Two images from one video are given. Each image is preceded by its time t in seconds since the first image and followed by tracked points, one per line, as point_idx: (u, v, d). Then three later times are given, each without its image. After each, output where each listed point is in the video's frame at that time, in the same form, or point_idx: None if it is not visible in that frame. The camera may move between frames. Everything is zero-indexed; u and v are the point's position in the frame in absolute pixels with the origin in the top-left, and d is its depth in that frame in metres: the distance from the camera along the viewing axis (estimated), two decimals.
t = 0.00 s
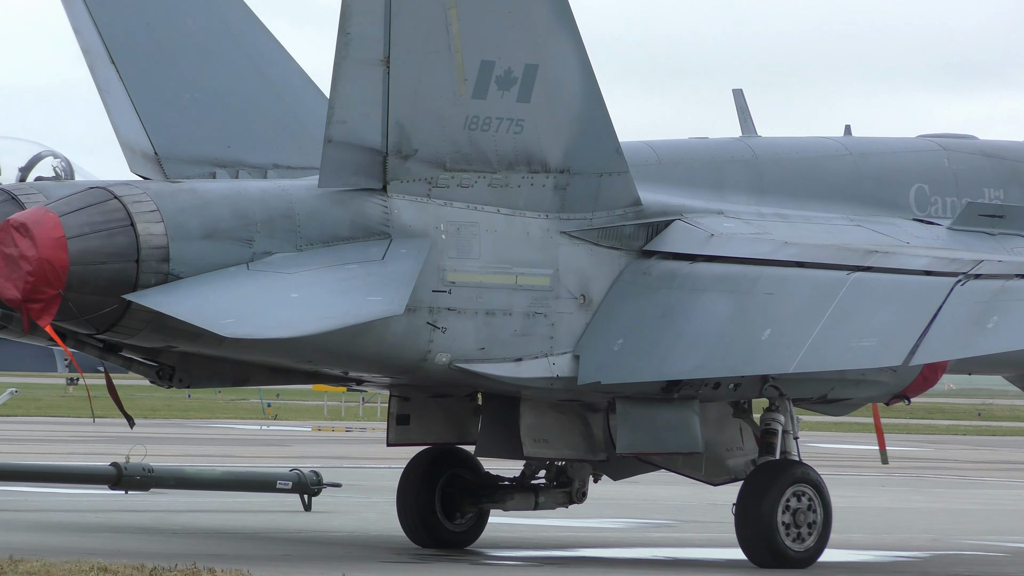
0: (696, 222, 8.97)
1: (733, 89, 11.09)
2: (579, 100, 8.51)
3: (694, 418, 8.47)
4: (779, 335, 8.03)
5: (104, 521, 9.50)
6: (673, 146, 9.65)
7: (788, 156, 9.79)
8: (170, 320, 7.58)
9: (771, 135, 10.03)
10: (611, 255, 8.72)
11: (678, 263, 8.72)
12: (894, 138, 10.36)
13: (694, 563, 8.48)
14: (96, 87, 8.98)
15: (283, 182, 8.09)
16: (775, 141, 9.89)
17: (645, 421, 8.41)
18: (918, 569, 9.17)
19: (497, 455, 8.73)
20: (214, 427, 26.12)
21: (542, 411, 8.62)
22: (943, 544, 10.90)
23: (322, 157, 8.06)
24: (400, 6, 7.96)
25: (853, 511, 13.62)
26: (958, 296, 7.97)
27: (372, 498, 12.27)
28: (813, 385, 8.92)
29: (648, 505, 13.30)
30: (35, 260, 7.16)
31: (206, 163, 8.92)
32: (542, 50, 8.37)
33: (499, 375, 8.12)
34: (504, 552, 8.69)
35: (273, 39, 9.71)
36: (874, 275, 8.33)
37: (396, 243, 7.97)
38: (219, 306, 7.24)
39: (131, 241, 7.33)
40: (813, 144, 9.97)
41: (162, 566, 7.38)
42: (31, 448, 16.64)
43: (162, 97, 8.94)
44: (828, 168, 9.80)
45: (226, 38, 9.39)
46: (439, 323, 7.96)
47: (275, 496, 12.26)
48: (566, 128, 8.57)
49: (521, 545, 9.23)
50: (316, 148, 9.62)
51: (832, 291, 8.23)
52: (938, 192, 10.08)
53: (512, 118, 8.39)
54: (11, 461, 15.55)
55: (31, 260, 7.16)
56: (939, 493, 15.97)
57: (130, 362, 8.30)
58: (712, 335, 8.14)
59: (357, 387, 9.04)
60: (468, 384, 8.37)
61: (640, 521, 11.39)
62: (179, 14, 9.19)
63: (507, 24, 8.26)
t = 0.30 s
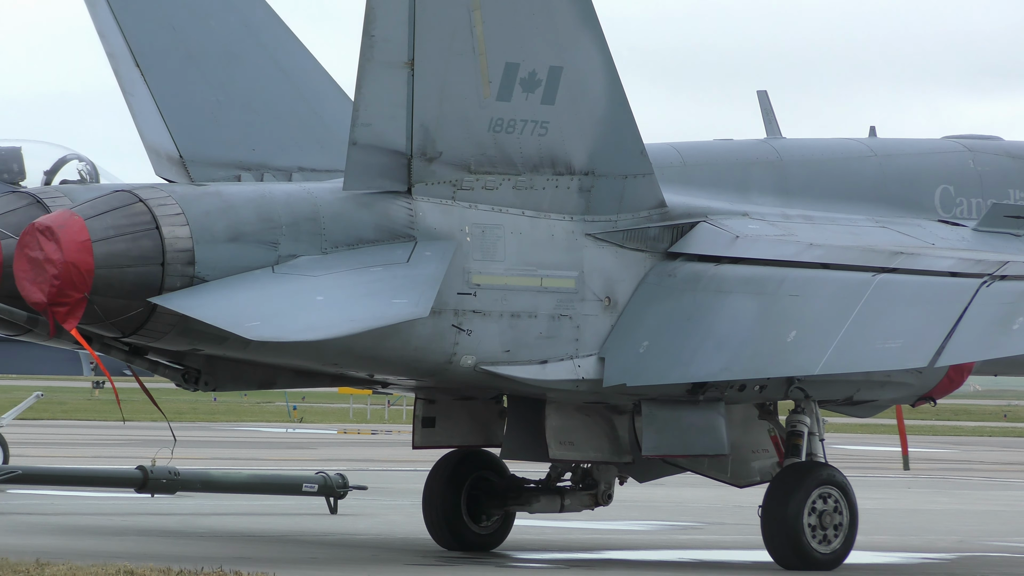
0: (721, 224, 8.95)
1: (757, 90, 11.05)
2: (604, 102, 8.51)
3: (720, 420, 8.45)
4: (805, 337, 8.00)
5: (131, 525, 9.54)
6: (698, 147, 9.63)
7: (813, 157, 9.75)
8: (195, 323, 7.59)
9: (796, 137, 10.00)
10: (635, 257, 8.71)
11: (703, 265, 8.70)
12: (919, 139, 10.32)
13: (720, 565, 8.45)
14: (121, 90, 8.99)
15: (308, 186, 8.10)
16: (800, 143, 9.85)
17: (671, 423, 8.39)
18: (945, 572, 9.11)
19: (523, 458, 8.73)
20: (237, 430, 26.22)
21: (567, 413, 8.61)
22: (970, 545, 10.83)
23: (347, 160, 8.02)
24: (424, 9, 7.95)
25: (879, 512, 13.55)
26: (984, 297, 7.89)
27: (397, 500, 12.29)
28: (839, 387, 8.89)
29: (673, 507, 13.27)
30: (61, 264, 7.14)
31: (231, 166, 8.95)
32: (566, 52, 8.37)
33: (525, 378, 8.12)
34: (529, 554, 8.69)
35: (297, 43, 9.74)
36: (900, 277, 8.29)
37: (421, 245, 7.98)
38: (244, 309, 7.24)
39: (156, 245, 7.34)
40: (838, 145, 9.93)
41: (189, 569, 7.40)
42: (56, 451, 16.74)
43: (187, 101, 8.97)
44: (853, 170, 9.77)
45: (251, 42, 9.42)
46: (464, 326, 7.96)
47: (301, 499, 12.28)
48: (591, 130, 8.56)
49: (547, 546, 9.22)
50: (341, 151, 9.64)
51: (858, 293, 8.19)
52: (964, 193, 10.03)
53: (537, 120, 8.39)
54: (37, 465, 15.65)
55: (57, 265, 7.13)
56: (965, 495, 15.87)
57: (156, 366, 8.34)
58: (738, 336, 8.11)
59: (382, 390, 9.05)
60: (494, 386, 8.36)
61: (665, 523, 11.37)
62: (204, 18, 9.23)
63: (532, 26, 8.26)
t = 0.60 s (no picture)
0: (748, 225, 8.92)
1: (784, 91, 11.01)
2: (631, 103, 8.49)
3: (748, 421, 8.43)
4: (832, 337, 7.96)
5: (159, 527, 9.59)
6: (725, 148, 9.60)
7: (840, 157, 9.71)
8: (222, 325, 7.62)
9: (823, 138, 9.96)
10: (662, 258, 8.71)
11: (730, 266, 8.68)
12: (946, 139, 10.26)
13: (748, 567, 8.41)
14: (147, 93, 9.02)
15: (335, 188, 8.12)
16: (827, 143, 9.81)
17: (699, 425, 8.37)
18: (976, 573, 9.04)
19: (551, 459, 8.73)
20: (263, 432, 26.36)
21: (595, 414, 8.61)
22: (1002, 546, 10.74)
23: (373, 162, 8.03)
24: (449, 11, 7.94)
25: (908, 513, 13.47)
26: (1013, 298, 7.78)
27: (424, 502, 12.32)
28: (867, 388, 8.84)
29: (701, 508, 13.25)
30: (87, 266, 7.21)
31: (258, 168, 8.99)
32: (593, 53, 8.36)
33: (553, 379, 8.12)
34: (557, 555, 8.68)
35: (324, 45, 9.77)
36: (928, 277, 8.24)
37: (448, 247, 7.98)
38: (270, 312, 7.25)
39: (184, 247, 7.37)
40: (865, 145, 9.89)
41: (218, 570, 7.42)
42: (85, 454, 16.88)
43: (215, 104, 9.00)
44: (880, 171, 9.72)
45: (278, 46, 9.46)
46: (491, 327, 7.96)
47: (331, 501, 12.33)
48: (617, 132, 8.56)
49: (574, 548, 9.21)
50: (368, 153, 9.66)
51: (885, 293, 8.14)
52: (992, 193, 9.97)
53: (563, 121, 8.39)
54: (67, 467, 15.78)
55: (84, 266, 7.20)
56: (995, 495, 15.75)
57: (184, 368, 8.36)
58: (765, 337, 8.08)
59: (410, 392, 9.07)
60: (521, 388, 8.36)
61: (693, 524, 11.34)
62: (231, 22, 9.27)
63: (558, 27, 8.26)
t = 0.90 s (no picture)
0: (780, 226, 8.90)
1: (816, 92, 10.97)
2: (663, 105, 8.48)
3: (780, 422, 8.41)
4: (865, 338, 7.92)
5: (192, 529, 9.63)
6: (756, 149, 9.58)
7: (872, 158, 9.67)
8: (255, 328, 7.66)
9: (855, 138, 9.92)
10: (694, 259, 8.70)
11: (762, 267, 8.66)
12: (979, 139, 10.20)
13: (782, 568, 8.38)
14: (180, 96, 9.07)
15: (367, 190, 8.14)
16: (859, 144, 9.78)
17: (732, 426, 8.36)
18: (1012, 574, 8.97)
19: (582, 459, 8.73)
20: (292, 435, 26.45)
21: (627, 415, 8.61)
22: None
23: (405, 164, 8.05)
24: (481, 12, 7.94)
25: (941, 514, 13.38)
26: None
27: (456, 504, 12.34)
28: (900, 389, 8.80)
29: (732, 510, 13.21)
30: (120, 269, 7.21)
31: (290, 171, 9.04)
32: (624, 54, 8.36)
33: (585, 380, 8.12)
34: (590, 556, 8.67)
35: (355, 48, 9.80)
36: (961, 278, 8.20)
37: (480, 249, 7.99)
38: (303, 314, 7.28)
39: (216, 249, 7.40)
40: (897, 146, 9.84)
41: (254, 572, 7.46)
42: (116, 457, 16.97)
43: (247, 107, 9.05)
44: (912, 171, 9.68)
45: (309, 49, 9.50)
46: (523, 328, 7.96)
47: (363, 503, 12.37)
48: (649, 133, 8.55)
49: (607, 549, 9.20)
50: (400, 155, 9.69)
51: (918, 294, 8.10)
52: None
53: (595, 123, 8.40)
54: (99, 470, 15.86)
55: (117, 269, 7.20)
56: None
57: (217, 370, 8.40)
58: (798, 339, 8.05)
59: (443, 394, 9.10)
60: (553, 389, 8.37)
61: (726, 525, 11.31)
62: (262, 25, 9.31)
63: (590, 29, 8.26)
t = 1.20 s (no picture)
0: (811, 228, 8.88)
1: (847, 94, 10.93)
2: (694, 106, 8.47)
3: (810, 424, 8.39)
4: (895, 340, 7.89)
5: (223, 530, 9.68)
6: (786, 151, 9.56)
7: (902, 160, 9.64)
8: (285, 329, 7.69)
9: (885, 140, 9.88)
10: (725, 261, 8.69)
11: (792, 269, 8.63)
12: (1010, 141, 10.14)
13: (812, 571, 8.34)
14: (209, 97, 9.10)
15: (397, 192, 8.16)
16: (889, 146, 9.74)
17: (762, 428, 8.35)
18: None
19: (611, 461, 8.73)
20: (326, 435, 26.44)
21: (656, 417, 8.61)
22: None
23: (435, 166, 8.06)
24: (511, 14, 7.95)
25: (973, 517, 13.28)
26: None
27: (486, 505, 12.35)
28: (930, 391, 8.76)
29: (763, 512, 13.17)
30: (150, 270, 7.25)
31: (321, 172, 9.07)
32: (654, 56, 8.36)
33: (615, 382, 8.12)
34: (618, 558, 8.66)
35: (384, 49, 9.83)
36: (992, 279, 8.15)
37: (510, 250, 8.01)
38: (333, 315, 7.30)
39: (246, 251, 7.44)
40: (928, 147, 9.80)
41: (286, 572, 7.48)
42: (146, 458, 17.06)
43: (277, 109, 9.09)
44: (943, 173, 9.63)
45: (339, 51, 9.54)
46: (553, 330, 7.97)
47: (392, 505, 12.39)
48: (679, 135, 8.55)
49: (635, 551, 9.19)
50: (430, 157, 9.71)
51: (949, 295, 8.07)
52: None
53: (625, 125, 8.40)
54: (130, 471, 15.94)
55: (147, 270, 7.24)
56: None
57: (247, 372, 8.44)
58: (828, 340, 8.02)
59: (472, 395, 9.11)
60: (583, 391, 8.38)
61: (756, 527, 11.27)
62: (292, 27, 9.34)
63: (620, 30, 8.26)
